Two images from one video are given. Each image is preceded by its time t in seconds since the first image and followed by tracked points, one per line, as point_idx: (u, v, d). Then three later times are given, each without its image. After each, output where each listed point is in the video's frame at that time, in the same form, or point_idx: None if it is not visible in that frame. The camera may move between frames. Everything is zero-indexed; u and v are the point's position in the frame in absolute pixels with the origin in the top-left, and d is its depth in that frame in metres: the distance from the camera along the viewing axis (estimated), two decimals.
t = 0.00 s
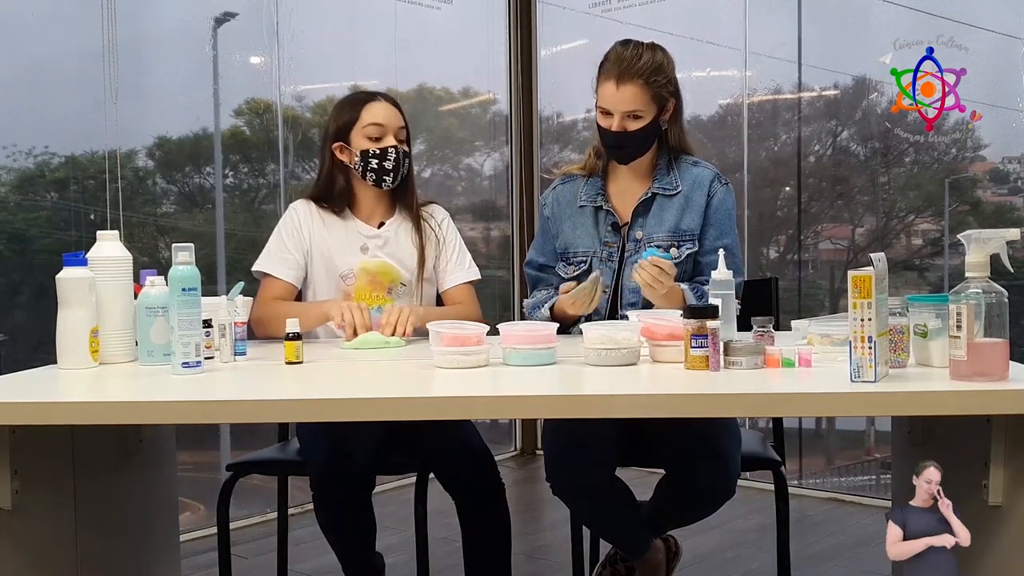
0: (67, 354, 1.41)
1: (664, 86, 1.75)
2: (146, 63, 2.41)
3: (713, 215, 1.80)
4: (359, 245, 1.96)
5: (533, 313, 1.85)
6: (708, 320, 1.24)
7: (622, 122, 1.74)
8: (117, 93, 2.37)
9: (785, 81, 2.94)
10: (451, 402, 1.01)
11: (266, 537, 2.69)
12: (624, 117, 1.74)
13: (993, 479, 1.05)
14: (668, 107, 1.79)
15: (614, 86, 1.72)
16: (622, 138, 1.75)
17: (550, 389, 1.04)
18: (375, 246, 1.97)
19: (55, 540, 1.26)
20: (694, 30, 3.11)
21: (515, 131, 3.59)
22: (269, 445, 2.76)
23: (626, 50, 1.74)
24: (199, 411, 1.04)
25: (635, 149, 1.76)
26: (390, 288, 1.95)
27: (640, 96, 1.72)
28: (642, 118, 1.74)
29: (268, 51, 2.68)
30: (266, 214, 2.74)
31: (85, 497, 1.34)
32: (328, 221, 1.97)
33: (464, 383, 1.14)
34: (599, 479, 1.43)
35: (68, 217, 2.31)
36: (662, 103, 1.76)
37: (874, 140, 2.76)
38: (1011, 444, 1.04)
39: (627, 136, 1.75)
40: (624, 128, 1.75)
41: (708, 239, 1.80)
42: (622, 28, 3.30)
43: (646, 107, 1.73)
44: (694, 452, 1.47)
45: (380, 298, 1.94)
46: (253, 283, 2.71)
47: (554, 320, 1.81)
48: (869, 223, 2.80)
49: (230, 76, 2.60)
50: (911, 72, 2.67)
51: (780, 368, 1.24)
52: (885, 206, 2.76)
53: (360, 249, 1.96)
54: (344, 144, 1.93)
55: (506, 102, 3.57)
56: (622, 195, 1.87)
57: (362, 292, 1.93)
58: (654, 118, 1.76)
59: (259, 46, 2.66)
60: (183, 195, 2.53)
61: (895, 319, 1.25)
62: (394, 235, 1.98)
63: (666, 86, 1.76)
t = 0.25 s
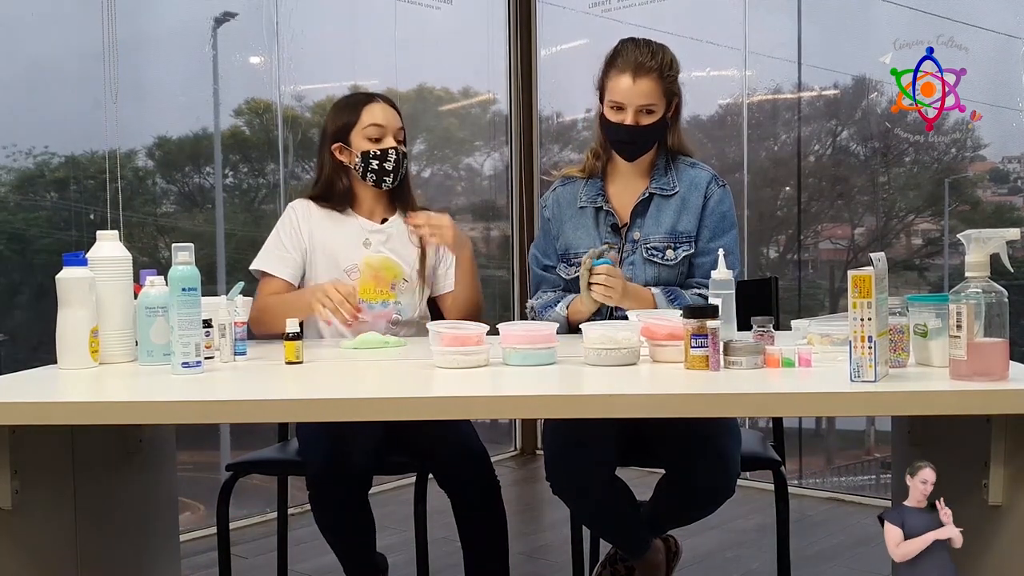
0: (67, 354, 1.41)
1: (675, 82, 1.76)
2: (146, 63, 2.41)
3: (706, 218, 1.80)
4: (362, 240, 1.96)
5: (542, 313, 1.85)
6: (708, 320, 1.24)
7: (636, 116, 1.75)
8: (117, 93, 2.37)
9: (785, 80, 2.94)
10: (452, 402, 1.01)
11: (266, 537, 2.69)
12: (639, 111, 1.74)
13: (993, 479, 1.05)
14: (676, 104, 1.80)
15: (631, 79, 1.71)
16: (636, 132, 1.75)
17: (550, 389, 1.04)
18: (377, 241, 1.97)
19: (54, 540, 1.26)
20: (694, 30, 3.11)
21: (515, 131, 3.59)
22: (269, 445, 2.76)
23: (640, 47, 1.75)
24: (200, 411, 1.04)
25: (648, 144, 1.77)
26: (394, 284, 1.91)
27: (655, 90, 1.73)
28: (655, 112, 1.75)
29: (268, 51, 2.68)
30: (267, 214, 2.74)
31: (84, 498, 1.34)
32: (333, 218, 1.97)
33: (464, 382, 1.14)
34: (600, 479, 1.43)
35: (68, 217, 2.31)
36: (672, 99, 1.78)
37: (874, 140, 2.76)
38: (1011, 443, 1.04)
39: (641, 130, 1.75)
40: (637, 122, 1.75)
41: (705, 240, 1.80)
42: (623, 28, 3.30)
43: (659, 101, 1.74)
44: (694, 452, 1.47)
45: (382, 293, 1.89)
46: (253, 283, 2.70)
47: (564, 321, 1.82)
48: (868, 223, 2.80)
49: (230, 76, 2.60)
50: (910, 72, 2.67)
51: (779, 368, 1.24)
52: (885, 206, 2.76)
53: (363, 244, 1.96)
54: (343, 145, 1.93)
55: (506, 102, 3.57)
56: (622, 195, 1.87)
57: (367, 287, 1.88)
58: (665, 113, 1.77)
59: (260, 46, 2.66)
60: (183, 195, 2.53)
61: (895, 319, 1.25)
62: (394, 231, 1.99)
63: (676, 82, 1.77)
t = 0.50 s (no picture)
0: (67, 354, 1.41)
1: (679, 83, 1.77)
2: (146, 63, 2.41)
3: (706, 217, 1.81)
4: (365, 239, 1.94)
5: (538, 316, 1.85)
6: (707, 320, 1.24)
7: (649, 114, 1.72)
8: (117, 93, 2.37)
9: (785, 81, 2.94)
10: (452, 402, 1.01)
11: (266, 537, 2.69)
12: (652, 109, 1.72)
13: (993, 479, 1.05)
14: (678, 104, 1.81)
15: (646, 76, 1.69)
16: (649, 130, 1.73)
17: (551, 389, 1.04)
18: (381, 239, 1.96)
19: (54, 541, 1.26)
20: (694, 30, 3.11)
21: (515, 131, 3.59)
22: (269, 445, 2.76)
23: (650, 46, 1.75)
24: (200, 411, 1.04)
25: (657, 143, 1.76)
26: (400, 281, 1.95)
27: (667, 88, 1.71)
28: (665, 110, 1.74)
29: (267, 50, 2.68)
30: (266, 214, 2.74)
31: (84, 498, 1.34)
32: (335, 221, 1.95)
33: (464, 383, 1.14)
34: (600, 479, 1.43)
35: (68, 217, 2.31)
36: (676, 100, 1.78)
37: (874, 140, 2.76)
38: (1012, 444, 1.04)
39: (653, 128, 1.73)
40: (649, 120, 1.73)
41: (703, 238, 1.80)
42: (623, 28, 3.30)
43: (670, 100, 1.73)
44: (694, 452, 1.47)
45: (390, 290, 1.93)
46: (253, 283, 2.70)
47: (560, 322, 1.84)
48: (869, 223, 2.80)
49: (230, 76, 2.60)
50: (911, 72, 2.67)
51: (780, 368, 1.24)
52: (885, 206, 2.76)
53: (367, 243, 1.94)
54: (342, 154, 1.92)
55: (507, 102, 3.57)
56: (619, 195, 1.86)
57: (376, 282, 1.92)
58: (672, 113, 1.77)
59: (259, 46, 2.66)
60: (183, 195, 2.53)
61: (895, 319, 1.25)
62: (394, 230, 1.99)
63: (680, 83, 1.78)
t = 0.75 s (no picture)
0: (68, 354, 1.41)
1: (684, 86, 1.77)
2: (146, 63, 2.41)
3: (713, 217, 1.82)
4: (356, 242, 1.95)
5: (530, 315, 1.82)
6: (707, 320, 1.24)
7: (654, 118, 1.74)
8: (117, 94, 2.37)
9: (785, 81, 2.94)
10: (452, 402, 1.01)
11: (266, 537, 2.69)
12: (657, 114, 1.73)
13: (993, 479, 1.05)
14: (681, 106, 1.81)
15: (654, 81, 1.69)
16: (654, 135, 1.74)
17: (551, 389, 1.04)
18: (372, 241, 1.96)
19: (54, 541, 1.26)
20: (694, 30, 3.11)
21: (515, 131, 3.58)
22: (269, 445, 2.76)
23: (657, 48, 1.74)
24: (199, 411, 1.04)
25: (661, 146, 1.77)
26: (393, 282, 1.96)
27: (672, 93, 1.72)
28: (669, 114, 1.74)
29: (267, 51, 2.68)
30: (267, 214, 2.74)
31: (84, 498, 1.34)
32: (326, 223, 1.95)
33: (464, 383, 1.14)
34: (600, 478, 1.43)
35: (68, 217, 2.31)
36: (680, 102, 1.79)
37: (874, 140, 2.76)
38: (1012, 444, 1.04)
39: (658, 132, 1.75)
40: (654, 124, 1.74)
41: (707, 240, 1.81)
42: (623, 28, 3.30)
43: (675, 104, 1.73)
44: (694, 451, 1.47)
45: (382, 292, 1.94)
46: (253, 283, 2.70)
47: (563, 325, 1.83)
48: (868, 223, 2.80)
49: (230, 76, 2.60)
50: (911, 72, 2.67)
51: (780, 368, 1.24)
52: (885, 206, 2.76)
53: (359, 245, 1.94)
54: (331, 156, 1.92)
55: (506, 102, 3.57)
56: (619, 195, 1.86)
57: (367, 285, 1.93)
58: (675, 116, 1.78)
59: (259, 46, 2.66)
60: (183, 195, 2.53)
61: (895, 319, 1.25)
62: (386, 230, 1.99)
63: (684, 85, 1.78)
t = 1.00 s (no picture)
0: (67, 354, 1.41)
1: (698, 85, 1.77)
2: (146, 64, 2.41)
3: (720, 219, 1.81)
4: (352, 242, 1.94)
5: (541, 315, 1.83)
6: (708, 320, 1.24)
7: (674, 117, 1.73)
8: (117, 94, 2.36)
9: (785, 81, 2.94)
10: (452, 402, 1.01)
11: (266, 537, 2.69)
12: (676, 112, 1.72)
13: (993, 479, 1.05)
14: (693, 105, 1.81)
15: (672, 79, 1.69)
16: (673, 134, 1.73)
17: (551, 389, 1.04)
18: (368, 241, 1.96)
19: (54, 541, 1.26)
20: (693, 30, 3.11)
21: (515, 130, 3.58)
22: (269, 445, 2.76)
23: (672, 47, 1.74)
24: (199, 411, 1.04)
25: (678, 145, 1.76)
26: (389, 279, 1.95)
27: (690, 92, 1.72)
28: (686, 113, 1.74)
29: (267, 51, 2.68)
30: (266, 214, 2.74)
31: (84, 498, 1.34)
32: (321, 223, 1.95)
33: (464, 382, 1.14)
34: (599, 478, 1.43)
35: (68, 216, 2.31)
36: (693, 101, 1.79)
37: (874, 140, 2.76)
38: (1011, 444, 1.04)
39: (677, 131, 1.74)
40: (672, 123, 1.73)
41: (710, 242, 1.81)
42: (622, 28, 3.30)
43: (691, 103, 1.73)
44: (693, 451, 1.47)
45: (381, 289, 1.93)
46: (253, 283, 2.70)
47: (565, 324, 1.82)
48: (869, 223, 2.80)
49: (230, 76, 2.60)
50: (910, 72, 2.66)
51: (780, 368, 1.24)
52: (885, 206, 2.76)
53: (354, 245, 1.94)
54: (327, 155, 1.92)
55: (506, 102, 3.57)
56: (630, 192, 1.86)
57: (365, 284, 1.92)
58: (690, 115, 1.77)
59: (259, 46, 2.66)
60: (183, 195, 2.53)
61: (895, 319, 1.25)
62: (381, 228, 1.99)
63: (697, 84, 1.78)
